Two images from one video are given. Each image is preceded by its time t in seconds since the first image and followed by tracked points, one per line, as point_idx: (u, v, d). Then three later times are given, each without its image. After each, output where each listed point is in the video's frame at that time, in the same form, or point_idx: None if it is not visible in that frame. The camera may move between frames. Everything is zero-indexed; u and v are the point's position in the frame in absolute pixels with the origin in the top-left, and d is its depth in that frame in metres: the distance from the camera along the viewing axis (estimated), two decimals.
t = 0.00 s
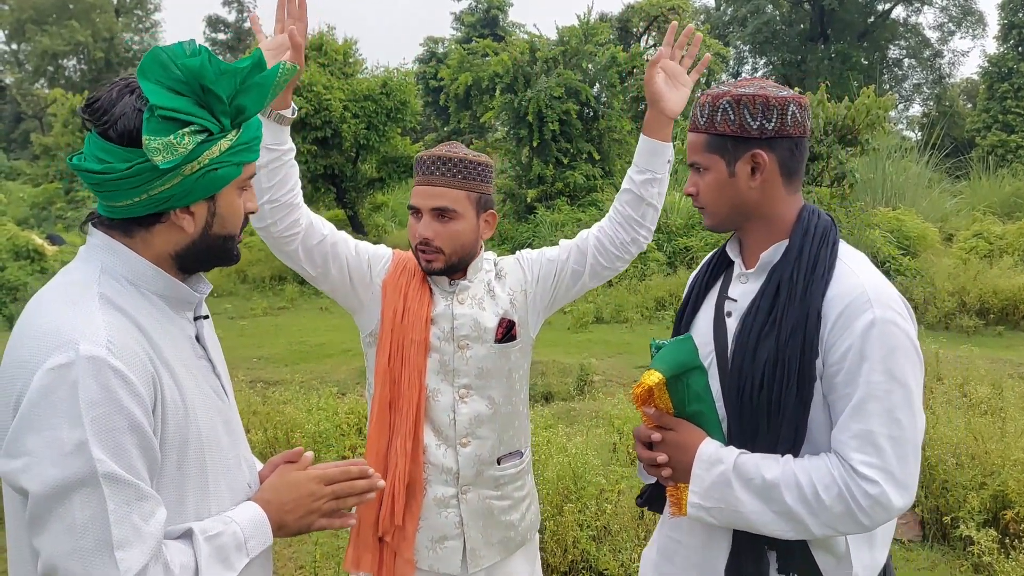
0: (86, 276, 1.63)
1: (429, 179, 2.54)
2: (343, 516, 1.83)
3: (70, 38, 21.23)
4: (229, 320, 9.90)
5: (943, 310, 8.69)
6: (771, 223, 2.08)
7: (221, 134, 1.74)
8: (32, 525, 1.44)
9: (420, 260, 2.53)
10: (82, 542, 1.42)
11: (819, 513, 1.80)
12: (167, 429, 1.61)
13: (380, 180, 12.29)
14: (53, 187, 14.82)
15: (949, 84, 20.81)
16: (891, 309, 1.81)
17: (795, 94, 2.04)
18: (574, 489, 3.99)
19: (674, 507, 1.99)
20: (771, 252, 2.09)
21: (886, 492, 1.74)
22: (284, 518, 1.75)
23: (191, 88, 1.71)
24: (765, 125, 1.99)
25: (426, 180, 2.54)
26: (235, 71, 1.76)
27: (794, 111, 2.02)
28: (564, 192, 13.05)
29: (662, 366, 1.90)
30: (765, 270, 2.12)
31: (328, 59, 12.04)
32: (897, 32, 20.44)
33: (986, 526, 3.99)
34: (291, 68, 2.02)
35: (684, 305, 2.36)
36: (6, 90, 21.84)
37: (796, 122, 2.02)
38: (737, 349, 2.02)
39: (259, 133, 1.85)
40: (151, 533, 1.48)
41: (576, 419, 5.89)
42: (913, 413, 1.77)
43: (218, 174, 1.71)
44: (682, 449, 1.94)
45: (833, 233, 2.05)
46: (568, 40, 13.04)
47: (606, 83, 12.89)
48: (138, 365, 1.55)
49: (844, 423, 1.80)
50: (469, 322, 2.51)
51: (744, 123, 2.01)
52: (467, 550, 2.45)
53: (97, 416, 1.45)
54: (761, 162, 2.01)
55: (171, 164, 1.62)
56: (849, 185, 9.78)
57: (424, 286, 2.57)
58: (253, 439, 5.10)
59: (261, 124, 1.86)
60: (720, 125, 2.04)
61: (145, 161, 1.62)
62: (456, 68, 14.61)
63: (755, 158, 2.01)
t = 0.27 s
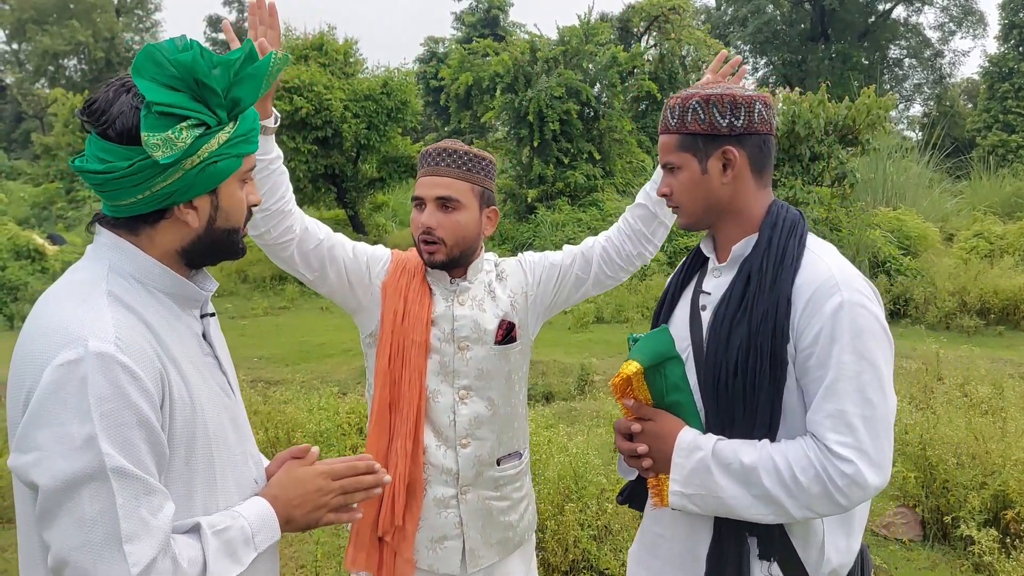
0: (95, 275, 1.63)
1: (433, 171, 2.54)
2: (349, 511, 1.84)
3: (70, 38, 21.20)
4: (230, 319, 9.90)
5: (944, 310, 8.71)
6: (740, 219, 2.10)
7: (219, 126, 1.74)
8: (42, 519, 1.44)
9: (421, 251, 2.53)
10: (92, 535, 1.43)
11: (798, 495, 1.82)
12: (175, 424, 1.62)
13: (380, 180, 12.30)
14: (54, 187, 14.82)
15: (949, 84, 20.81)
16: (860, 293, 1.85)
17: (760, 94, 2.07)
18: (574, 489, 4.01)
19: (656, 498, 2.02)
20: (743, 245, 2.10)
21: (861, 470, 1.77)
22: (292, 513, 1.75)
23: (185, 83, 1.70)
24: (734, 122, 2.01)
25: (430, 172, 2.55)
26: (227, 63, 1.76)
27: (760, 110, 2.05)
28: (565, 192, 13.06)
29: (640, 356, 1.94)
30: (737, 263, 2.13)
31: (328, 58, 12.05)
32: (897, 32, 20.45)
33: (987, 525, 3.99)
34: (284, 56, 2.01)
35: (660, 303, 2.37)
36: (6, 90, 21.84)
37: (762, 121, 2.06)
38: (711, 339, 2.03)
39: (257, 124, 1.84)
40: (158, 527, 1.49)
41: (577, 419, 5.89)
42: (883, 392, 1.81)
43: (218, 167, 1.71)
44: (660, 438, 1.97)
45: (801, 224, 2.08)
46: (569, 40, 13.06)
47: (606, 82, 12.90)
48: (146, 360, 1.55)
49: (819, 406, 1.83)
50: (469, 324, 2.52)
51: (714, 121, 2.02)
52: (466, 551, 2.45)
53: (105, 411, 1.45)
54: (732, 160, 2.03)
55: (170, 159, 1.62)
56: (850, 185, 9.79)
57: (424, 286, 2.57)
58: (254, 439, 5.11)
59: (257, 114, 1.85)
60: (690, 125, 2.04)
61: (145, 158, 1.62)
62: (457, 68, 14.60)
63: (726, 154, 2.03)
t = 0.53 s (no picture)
0: (101, 272, 1.64)
1: (437, 167, 2.56)
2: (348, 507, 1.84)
3: (71, 38, 21.19)
4: (230, 319, 9.90)
5: (944, 310, 8.73)
6: (723, 220, 2.12)
7: (225, 129, 1.75)
8: (40, 511, 1.45)
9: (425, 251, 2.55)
10: (86, 529, 1.43)
11: (786, 487, 1.82)
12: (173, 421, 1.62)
13: (381, 180, 12.31)
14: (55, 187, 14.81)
15: (950, 84, 20.81)
16: (840, 285, 1.86)
17: (740, 98, 2.09)
18: (577, 488, 4.03)
19: (647, 495, 2.02)
20: (725, 243, 2.12)
21: (847, 460, 1.77)
22: (290, 509, 1.75)
23: (193, 86, 1.71)
24: (715, 126, 2.04)
25: (435, 169, 2.56)
26: (234, 67, 1.77)
27: (741, 113, 2.07)
28: (566, 192, 13.07)
29: (628, 353, 1.95)
30: (721, 262, 2.15)
31: (329, 58, 12.06)
32: (898, 32, 20.47)
33: (988, 526, 3.99)
34: (290, 60, 2.02)
35: (648, 304, 2.37)
36: (7, 90, 21.86)
37: (744, 124, 2.07)
38: (697, 337, 2.04)
39: (262, 128, 1.86)
40: (152, 522, 1.49)
41: (579, 419, 5.89)
42: (867, 382, 1.81)
43: (224, 169, 1.72)
44: (651, 434, 1.98)
45: (782, 221, 2.09)
46: (569, 40, 13.08)
47: (607, 83, 12.91)
48: (145, 357, 1.55)
49: (803, 398, 1.84)
50: (473, 324, 2.53)
51: (696, 124, 2.04)
52: (468, 549, 2.46)
53: (101, 408, 1.45)
54: (714, 161, 2.05)
55: (178, 160, 1.63)
56: (850, 185, 9.79)
57: (428, 287, 2.57)
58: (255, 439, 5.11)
59: (263, 118, 1.87)
60: (673, 128, 2.07)
61: (153, 159, 1.63)
62: (457, 68, 14.59)
63: (708, 156, 2.05)
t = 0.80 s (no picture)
0: (112, 273, 1.64)
1: (433, 165, 2.58)
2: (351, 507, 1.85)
3: (72, 38, 21.18)
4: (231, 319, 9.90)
5: (945, 311, 8.75)
6: (714, 222, 2.12)
7: (252, 141, 1.78)
8: (57, 509, 1.44)
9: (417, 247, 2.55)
10: (107, 525, 1.43)
11: (780, 485, 1.82)
12: (187, 420, 1.63)
13: (382, 180, 12.29)
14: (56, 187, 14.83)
15: (951, 84, 20.80)
16: (829, 284, 1.86)
17: (732, 101, 2.09)
18: (579, 489, 4.03)
19: (645, 497, 2.03)
20: (716, 245, 2.12)
21: (838, 457, 1.76)
22: (296, 509, 1.75)
23: (227, 97, 1.73)
24: (707, 129, 2.03)
25: (432, 166, 2.58)
26: (269, 85, 1.80)
27: (732, 117, 2.07)
28: (566, 193, 13.08)
29: (621, 358, 1.96)
30: (712, 264, 2.15)
31: (330, 58, 12.05)
32: (899, 33, 20.46)
33: (990, 527, 4.00)
34: (322, 86, 2.07)
35: (642, 308, 2.37)
36: (8, 90, 21.88)
37: (735, 127, 2.08)
38: (689, 338, 2.05)
39: (286, 146, 1.88)
40: (170, 520, 1.50)
41: (580, 419, 5.90)
42: (857, 379, 1.81)
43: (243, 180, 1.73)
44: (647, 434, 1.98)
45: (772, 222, 2.09)
46: (570, 41, 13.09)
47: (608, 83, 12.92)
48: (160, 357, 1.56)
49: (794, 396, 1.84)
50: (473, 327, 2.54)
51: (687, 127, 2.04)
52: (469, 554, 2.46)
53: (121, 406, 1.46)
54: (705, 165, 2.06)
55: (204, 166, 1.64)
56: (851, 186, 9.80)
57: (428, 287, 2.59)
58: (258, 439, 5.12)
59: (288, 136, 1.90)
60: (665, 130, 2.07)
61: (179, 161, 1.64)
62: (459, 68, 14.58)
63: (699, 160, 2.05)
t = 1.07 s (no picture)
0: (117, 274, 1.64)
1: (440, 171, 2.59)
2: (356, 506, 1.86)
3: (72, 37, 21.17)
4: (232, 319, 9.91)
5: (946, 311, 8.76)
6: (714, 224, 2.13)
7: (249, 135, 1.78)
8: (70, 512, 1.44)
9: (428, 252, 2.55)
10: (120, 526, 1.42)
11: (782, 483, 1.82)
12: (196, 421, 1.64)
13: (382, 180, 12.27)
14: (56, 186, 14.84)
15: (951, 85, 20.80)
16: (829, 284, 1.87)
17: (726, 103, 2.10)
18: (579, 489, 4.04)
19: (646, 495, 2.02)
20: (716, 246, 2.12)
21: (840, 455, 1.77)
22: (302, 509, 1.76)
23: (221, 91, 1.74)
24: (704, 131, 2.04)
25: (439, 172, 2.59)
26: (263, 77, 1.81)
27: (728, 118, 2.08)
28: (567, 193, 13.10)
29: (622, 357, 1.99)
30: (713, 265, 2.15)
31: (331, 58, 12.05)
32: (899, 33, 20.46)
33: (991, 527, 4.00)
34: (315, 76, 2.07)
35: (642, 308, 2.37)
36: (8, 89, 21.90)
37: (731, 128, 2.08)
38: (691, 337, 2.05)
39: (283, 137, 1.89)
40: (184, 520, 1.51)
41: (581, 419, 5.91)
42: (857, 378, 1.81)
43: (244, 175, 1.74)
44: (648, 433, 1.99)
45: (771, 222, 2.10)
46: (571, 40, 13.09)
47: (608, 83, 12.92)
48: (171, 357, 1.58)
49: (796, 395, 1.84)
50: (482, 332, 2.55)
51: (685, 131, 2.04)
52: (468, 560, 2.46)
53: (135, 405, 1.47)
54: (704, 167, 2.06)
55: (204, 163, 1.65)
56: (852, 187, 9.82)
57: (435, 289, 2.59)
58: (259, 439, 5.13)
59: (285, 128, 1.90)
60: (662, 135, 2.06)
61: (179, 159, 1.64)
62: (459, 68, 14.58)
63: (698, 162, 2.05)
